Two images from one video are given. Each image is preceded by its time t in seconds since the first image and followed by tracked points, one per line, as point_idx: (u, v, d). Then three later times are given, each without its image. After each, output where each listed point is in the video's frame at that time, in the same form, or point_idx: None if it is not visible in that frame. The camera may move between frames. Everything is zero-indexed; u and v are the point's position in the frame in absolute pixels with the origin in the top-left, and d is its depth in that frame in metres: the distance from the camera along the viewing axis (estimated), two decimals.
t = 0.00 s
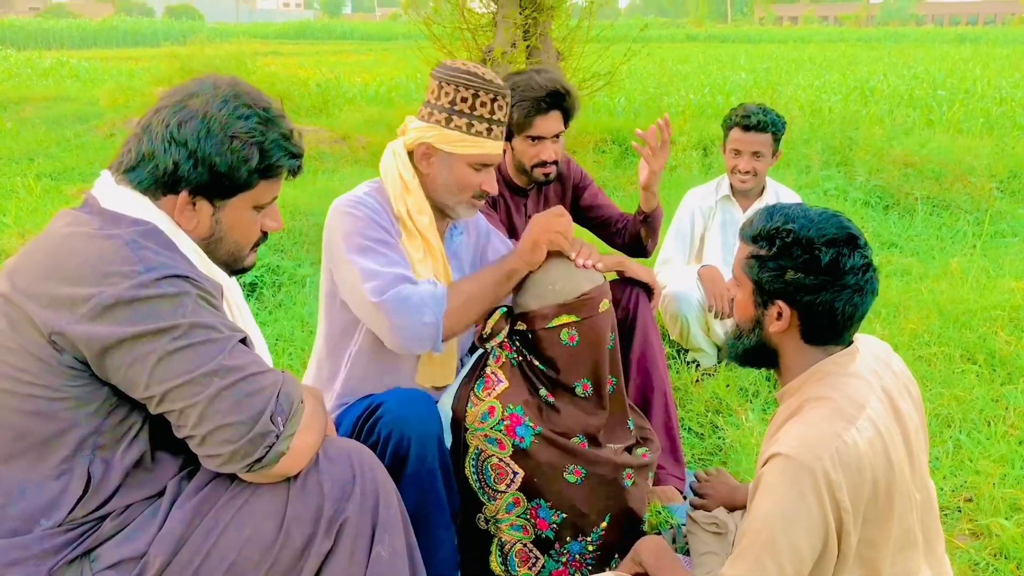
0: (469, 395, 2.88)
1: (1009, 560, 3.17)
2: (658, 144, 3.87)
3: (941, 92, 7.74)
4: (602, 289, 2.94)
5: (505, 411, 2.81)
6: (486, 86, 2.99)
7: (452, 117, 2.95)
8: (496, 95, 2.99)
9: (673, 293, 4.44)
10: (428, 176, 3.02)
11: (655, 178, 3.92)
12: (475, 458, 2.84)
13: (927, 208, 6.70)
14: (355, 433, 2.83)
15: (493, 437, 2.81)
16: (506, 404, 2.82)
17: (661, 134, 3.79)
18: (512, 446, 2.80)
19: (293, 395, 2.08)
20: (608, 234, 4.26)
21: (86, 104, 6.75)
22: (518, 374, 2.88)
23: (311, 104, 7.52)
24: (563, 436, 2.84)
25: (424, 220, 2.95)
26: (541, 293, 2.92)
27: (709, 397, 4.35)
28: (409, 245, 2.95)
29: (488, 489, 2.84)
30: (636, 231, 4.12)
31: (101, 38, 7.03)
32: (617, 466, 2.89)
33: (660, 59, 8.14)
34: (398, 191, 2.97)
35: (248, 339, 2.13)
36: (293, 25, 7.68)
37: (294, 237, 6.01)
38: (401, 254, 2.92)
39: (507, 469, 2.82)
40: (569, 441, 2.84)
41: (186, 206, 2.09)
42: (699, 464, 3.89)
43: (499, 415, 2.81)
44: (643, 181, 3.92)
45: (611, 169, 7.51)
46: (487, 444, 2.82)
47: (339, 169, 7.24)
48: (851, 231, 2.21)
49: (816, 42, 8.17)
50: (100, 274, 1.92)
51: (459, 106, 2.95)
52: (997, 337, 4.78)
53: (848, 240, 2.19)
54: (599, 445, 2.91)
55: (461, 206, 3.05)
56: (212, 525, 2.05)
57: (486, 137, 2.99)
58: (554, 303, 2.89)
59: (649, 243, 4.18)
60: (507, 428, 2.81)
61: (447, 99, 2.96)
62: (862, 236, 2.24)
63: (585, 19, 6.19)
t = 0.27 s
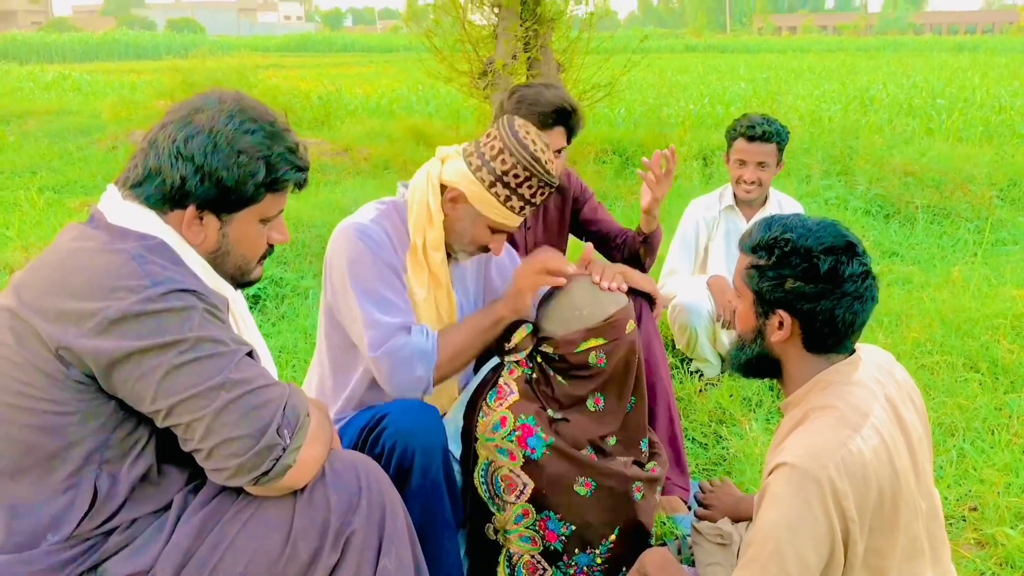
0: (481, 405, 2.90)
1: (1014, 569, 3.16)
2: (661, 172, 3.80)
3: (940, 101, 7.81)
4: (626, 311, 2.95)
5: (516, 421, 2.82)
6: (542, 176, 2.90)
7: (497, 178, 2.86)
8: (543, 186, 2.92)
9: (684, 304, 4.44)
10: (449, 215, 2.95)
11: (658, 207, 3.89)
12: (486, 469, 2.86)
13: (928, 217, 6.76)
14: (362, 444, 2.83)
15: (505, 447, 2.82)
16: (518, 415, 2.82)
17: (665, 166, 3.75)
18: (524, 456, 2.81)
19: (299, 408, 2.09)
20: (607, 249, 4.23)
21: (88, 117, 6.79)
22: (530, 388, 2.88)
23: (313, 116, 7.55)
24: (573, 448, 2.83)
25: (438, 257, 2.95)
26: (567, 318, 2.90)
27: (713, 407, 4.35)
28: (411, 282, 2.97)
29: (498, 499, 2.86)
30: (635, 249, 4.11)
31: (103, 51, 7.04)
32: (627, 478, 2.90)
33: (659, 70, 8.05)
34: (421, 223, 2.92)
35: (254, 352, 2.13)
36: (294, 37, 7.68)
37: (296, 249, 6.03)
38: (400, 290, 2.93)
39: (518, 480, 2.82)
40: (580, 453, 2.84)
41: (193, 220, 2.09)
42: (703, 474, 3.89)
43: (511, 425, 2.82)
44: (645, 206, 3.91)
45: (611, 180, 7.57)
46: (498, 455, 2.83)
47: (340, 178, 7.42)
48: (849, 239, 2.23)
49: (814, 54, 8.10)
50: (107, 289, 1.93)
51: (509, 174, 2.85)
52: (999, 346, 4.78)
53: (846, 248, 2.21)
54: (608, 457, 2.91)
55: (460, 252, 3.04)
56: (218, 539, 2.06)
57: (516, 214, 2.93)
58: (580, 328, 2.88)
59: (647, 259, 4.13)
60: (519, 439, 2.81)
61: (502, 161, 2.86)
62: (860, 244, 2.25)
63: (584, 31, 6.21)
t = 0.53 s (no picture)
0: (473, 422, 2.85)
1: None
2: (646, 161, 3.87)
3: (937, 114, 7.83)
4: (606, 320, 2.94)
5: (510, 439, 2.80)
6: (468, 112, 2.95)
7: (430, 140, 2.94)
8: (475, 118, 2.95)
9: (684, 319, 4.43)
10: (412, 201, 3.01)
11: (646, 197, 3.92)
12: (480, 487, 2.83)
13: (925, 230, 6.70)
14: (360, 461, 2.82)
15: (499, 466, 2.80)
16: (511, 432, 2.81)
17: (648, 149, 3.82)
18: (518, 474, 2.79)
19: (299, 426, 2.07)
20: (607, 259, 4.23)
21: (85, 131, 6.80)
22: (520, 404, 2.86)
23: (310, 129, 7.61)
24: (568, 463, 2.83)
25: (417, 248, 2.96)
26: (545, 319, 2.91)
27: (713, 422, 4.34)
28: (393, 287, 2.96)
29: (493, 519, 2.84)
30: (633, 254, 4.10)
31: (100, 66, 6.98)
32: (624, 493, 2.88)
33: (655, 83, 8.29)
34: (390, 222, 2.97)
35: (254, 370, 2.12)
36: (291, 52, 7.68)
37: (294, 263, 6.03)
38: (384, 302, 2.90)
39: (513, 498, 2.81)
40: (576, 468, 2.83)
41: (193, 236, 2.09)
42: (704, 490, 3.87)
43: (505, 443, 2.79)
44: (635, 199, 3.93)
45: (609, 194, 7.34)
46: (492, 473, 2.81)
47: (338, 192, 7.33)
48: (850, 254, 2.22)
49: (811, 66, 8.47)
50: (107, 306, 1.92)
51: (438, 129, 2.93)
52: (998, 359, 4.78)
53: (847, 263, 2.21)
54: (603, 473, 2.90)
55: (444, 230, 3.01)
56: (217, 558, 2.04)
57: (467, 159, 2.94)
58: (558, 331, 2.88)
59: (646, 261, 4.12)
60: (513, 456, 2.79)
61: (425, 122, 2.95)
62: (861, 260, 2.25)
63: (581, 45, 6.22)
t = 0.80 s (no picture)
0: (475, 435, 2.87)
1: None
2: (665, 221, 3.67)
3: (928, 129, 7.89)
4: (621, 339, 2.92)
5: (510, 453, 2.79)
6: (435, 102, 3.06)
7: (402, 137, 3.03)
8: (443, 107, 3.06)
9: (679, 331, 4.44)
10: (394, 202, 3.06)
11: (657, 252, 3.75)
12: (480, 499, 2.83)
13: (918, 243, 6.69)
14: (356, 470, 2.80)
15: (499, 480, 2.79)
16: (512, 447, 2.80)
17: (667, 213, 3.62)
18: (517, 489, 2.79)
19: (296, 436, 2.07)
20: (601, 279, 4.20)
21: (77, 141, 6.79)
22: (523, 419, 2.85)
23: (304, 140, 7.53)
24: (567, 477, 2.82)
25: (399, 249, 2.97)
26: (559, 345, 2.89)
27: (707, 434, 4.34)
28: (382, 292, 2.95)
29: (491, 532, 2.83)
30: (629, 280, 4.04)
31: (94, 77, 7.19)
32: (623, 509, 2.87)
33: (649, 97, 8.52)
34: (370, 227, 2.98)
35: (250, 380, 2.12)
36: (284, 64, 7.99)
37: (287, 273, 6.03)
38: (373, 299, 2.89)
39: (512, 512, 2.80)
40: (575, 483, 2.82)
41: (190, 245, 2.09)
42: (699, 502, 3.86)
43: (505, 457, 2.79)
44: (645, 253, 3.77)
45: (604, 206, 7.25)
46: (492, 487, 2.81)
47: (331, 206, 7.01)
48: (837, 266, 2.22)
49: (804, 79, 8.98)
50: (102, 315, 1.91)
51: (408, 124, 3.03)
52: (992, 372, 4.80)
53: (835, 275, 2.20)
54: (603, 487, 2.89)
55: (433, 223, 3.03)
56: (212, 569, 2.03)
57: (440, 146, 3.05)
58: (575, 357, 2.86)
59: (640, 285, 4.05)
60: (513, 471, 2.78)
61: (397, 121, 3.04)
62: (848, 271, 2.24)
63: (575, 58, 6.25)
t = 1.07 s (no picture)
0: (463, 441, 2.86)
1: None
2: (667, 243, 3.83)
3: (920, 138, 7.95)
4: (593, 332, 2.94)
5: (499, 458, 2.81)
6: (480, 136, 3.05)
7: (440, 157, 2.98)
8: (486, 145, 3.06)
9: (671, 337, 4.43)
10: (407, 214, 3.00)
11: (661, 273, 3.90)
12: (468, 504, 2.82)
13: (910, 252, 6.74)
14: (344, 476, 2.80)
15: (487, 484, 2.79)
16: (500, 451, 2.81)
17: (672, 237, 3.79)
18: (506, 493, 2.79)
19: (287, 440, 2.06)
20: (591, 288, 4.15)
21: (69, 144, 6.78)
22: (510, 420, 2.87)
23: (297, 144, 7.52)
24: (557, 482, 2.84)
25: (401, 263, 2.95)
26: (530, 335, 2.93)
27: (698, 442, 4.35)
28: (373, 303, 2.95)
29: (481, 538, 2.82)
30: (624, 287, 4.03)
31: (86, 79, 7.16)
32: (612, 513, 2.87)
33: (642, 104, 8.54)
34: (378, 232, 2.97)
35: (242, 384, 2.11)
36: (276, 68, 7.94)
37: (279, 278, 6.02)
38: (363, 313, 2.89)
39: (501, 517, 2.79)
40: (564, 488, 2.83)
41: (182, 249, 2.09)
42: (689, 510, 3.87)
43: (494, 461, 2.80)
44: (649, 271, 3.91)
45: (596, 213, 7.31)
46: (481, 491, 2.80)
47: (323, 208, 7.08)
48: (814, 274, 2.23)
49: (796, 89, 9.02)
50: (94, 318, 1.90)
51: (450, 147, 2.99)
52: (981, 381, 4.82)
53: (812, 283, 2.21)
54: (593, 492, 2.90)
55: (435, 249, 3.01)
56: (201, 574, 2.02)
57: (473, 182, 3.02)
58: (543, 345, 2.90)
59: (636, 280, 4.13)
60: (502, 475, 2.79)
61: (439, 138, 3.00)
62: (826, 281, 2.25)
63: (569, 65, 6.27)
